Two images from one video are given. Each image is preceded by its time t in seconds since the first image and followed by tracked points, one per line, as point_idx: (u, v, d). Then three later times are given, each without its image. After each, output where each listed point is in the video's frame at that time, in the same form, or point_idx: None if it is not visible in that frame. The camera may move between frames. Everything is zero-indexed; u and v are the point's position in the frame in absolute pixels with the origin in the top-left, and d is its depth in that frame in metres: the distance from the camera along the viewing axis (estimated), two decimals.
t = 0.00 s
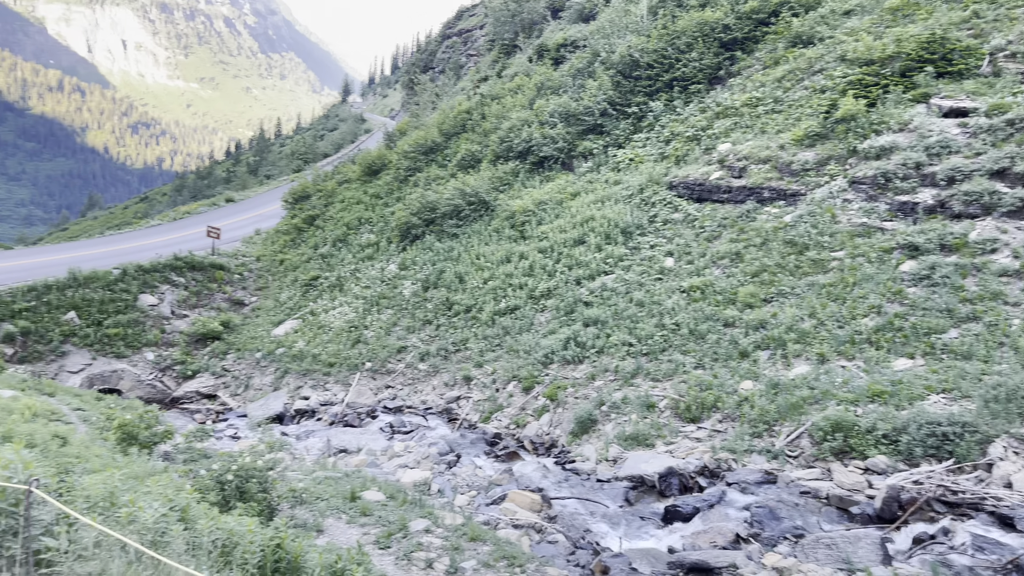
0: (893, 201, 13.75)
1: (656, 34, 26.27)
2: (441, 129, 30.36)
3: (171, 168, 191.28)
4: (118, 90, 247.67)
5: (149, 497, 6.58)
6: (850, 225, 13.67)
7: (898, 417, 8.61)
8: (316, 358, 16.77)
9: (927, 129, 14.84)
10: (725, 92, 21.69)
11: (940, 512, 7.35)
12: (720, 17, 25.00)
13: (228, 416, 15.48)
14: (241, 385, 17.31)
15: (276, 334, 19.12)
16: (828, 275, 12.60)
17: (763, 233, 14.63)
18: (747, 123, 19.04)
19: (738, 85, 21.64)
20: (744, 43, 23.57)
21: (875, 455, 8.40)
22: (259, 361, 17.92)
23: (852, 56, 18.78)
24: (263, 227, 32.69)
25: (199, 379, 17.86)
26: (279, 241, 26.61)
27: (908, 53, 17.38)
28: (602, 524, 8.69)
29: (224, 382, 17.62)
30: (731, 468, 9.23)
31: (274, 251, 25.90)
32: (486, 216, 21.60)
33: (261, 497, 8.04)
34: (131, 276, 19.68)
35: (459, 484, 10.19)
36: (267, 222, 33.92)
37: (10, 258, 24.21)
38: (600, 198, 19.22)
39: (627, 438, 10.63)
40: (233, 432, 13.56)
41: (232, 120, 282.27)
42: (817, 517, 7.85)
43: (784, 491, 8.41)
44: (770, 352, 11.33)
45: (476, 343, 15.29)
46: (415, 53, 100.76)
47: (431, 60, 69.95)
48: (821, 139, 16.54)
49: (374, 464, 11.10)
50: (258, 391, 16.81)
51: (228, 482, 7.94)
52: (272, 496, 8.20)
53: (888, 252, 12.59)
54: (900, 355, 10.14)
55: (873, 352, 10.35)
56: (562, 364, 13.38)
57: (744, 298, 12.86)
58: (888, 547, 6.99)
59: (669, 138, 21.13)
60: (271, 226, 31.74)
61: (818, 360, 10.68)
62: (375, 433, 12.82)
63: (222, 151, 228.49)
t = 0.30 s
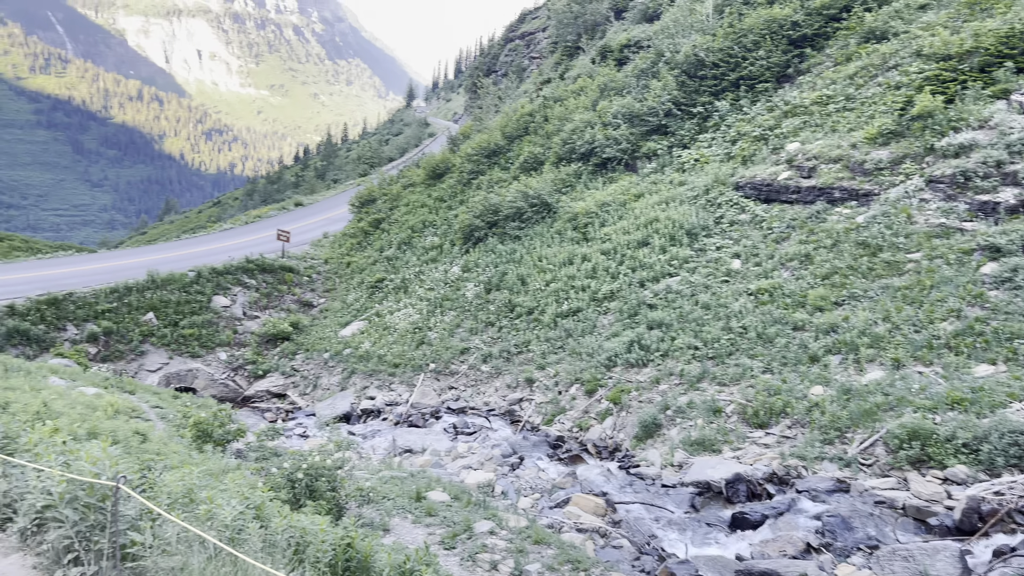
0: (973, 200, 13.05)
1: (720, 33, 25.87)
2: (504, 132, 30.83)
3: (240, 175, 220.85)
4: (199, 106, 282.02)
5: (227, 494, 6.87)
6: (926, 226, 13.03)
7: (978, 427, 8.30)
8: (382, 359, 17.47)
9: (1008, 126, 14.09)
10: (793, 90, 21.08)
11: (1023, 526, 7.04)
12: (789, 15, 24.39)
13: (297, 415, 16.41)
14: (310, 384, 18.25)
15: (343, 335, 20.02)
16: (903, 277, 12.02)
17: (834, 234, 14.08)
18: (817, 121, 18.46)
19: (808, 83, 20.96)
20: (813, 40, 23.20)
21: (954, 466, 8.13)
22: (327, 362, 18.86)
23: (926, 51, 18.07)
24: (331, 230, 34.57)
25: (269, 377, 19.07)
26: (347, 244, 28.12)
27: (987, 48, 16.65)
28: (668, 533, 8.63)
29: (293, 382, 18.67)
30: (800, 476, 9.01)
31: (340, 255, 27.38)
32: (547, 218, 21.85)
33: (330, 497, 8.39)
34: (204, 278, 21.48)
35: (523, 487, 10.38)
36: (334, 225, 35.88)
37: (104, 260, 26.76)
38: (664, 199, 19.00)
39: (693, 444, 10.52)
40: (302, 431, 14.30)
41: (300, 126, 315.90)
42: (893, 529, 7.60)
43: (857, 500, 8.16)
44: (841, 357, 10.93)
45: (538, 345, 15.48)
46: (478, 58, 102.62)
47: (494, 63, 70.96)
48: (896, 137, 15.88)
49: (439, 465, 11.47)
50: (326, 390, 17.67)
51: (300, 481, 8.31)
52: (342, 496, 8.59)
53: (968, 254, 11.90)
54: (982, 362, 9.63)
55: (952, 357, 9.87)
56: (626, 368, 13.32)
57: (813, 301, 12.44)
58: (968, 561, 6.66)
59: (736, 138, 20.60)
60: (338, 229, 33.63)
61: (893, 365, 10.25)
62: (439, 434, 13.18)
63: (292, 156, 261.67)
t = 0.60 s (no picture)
0: None
1: (780, 43, 25.50)
2: (560, 145, 31.17)
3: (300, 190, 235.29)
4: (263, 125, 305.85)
5: (290, 508, 7.23)
6: (999, 236, 12.37)
7: None
8: (439, 372, 17.92)
9: None
10: (857, 99, 20.53)
11: None
12: (852, 22, 23.89)
13: (356, 427, 17.01)
14: (369, 397, 18.95)
15: (401, 348, 20.71)
16: (976, 290, 11.46)
17: (901, 245, 13.52)
18: (882, 131, 17.95)
19: (872, 91, 20.37)
20: (877, 48, 22.61)
21: None
22: (386, 375, 19.50)
23: (997, 57, 17.45)
24: (389, 244, 36.02)
25: (330, 390, 19.98)
26: (406, 258, 29.28)
27: None
28: (729, 552, 8.48)
29: (353, 395, 19.40)
30: (869, 495, 8.73)
31: (398, 269, 28.54)
32: (604, 231, 21.92)
33: (390, 510, 8.53)
34: (268, 290, 23.62)
35: (581, 503, 10.45)
36: (392, 240, 37.26)
37: (172, 276, 28.77)
38: (724, 211, 18.70)
39: (755, 461, 10.31)
40: (362, 444, 14.86)
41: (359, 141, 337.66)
42: (966, 551, 7.37)
43: (927, 521, 7.91)
44: (911, 372, 10.44)
45: (595, 359, 15.51)
46: (534, 73, 104.10)
47: (549, 77, 71.79)
48: (966, 145, 15.27)
49: (496, 479, 11.67)
50: (385, 403, 18.26)
51: (360, 493, 8.50)
52: (404, 509, 8.87)
53: None
54: None
55: None
56: (685, 383, 13.11)
57: (881, 315, 11.92)
58: None
59: (796, 148, 20.14)
60: (396, 243, 34.97)
61: (965, 381, 9.78)
62: (495, 448, 13.44)
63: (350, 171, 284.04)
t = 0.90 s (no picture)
0: None
1: (829, 60, 25.20)
2: (606, 166, 31.45)
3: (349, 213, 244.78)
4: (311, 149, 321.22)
5: (343, 532, 7.38)
6: None
7: None
8: (487, 394, 18.14)
9: None
10: (910, 115, 20.02)
11: None
12: (904, 37, 23.41)
13: (404, 448, 17.45)
14: (417, 419, 19.33)
15: (448, 369, 21.14)
16: None
17: (959, 264, 13.05)
18: (936, 147, 17.47)
19: (926, 107, 19.83)
20: (931, 62, 22.02)
21: None
22: (433, 397, 19.88)
23: None
24: (436, 266, 37.00)
25: (378, 412, 20.47)
26: (452, 280, 30.07)
27: None
28: None
29: (401, 416, 19.82)
30: (931, 523, 8.42)
31: (445, 290, 29.28)
32: (652, 251, 21.83)
33: (440, 534, 8.71)
34: (318, 313, 24.74)
35: (631, 528, 10.40)
36: (439, 262, 38.29)
37: (223, 299, 30.37)
38: (773, 231, 18.40)
39: (810, 486, 10.05)
40: (412, 465, 15.23)
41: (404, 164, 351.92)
42: None
43: (995, 551, 7.56)
44: (973, 397, 10.00)
45: (644, 381, 15.41)
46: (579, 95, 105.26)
47: (594, 98, 72.52)
48: None
49: (544, 503, 11.77)
50: (432, 425, 18.63)
51: (409, 518, 8.74)
52: (456, 532, 9.07)
53: None
54: None
55: None
56: (736, 405, 12.87)
57: (940, 336, 11.50)
58: None
59: (848, 167, 19.74)
60: (443, 265, 35.89)
61: None
62: (544, 470, 13.54)
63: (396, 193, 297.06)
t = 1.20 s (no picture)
0: None
1: (865, 83, 25.06)
2: (639, 192, 31.58)
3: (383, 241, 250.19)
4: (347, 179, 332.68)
5: (380, 562, 7.58)
6: None
7: None
8: (522, 422, 18.20)
9: None
10: (949, 136, 19.70)
11: None
12: (941, 59, 23.16)
13: (439, 476, 17.61)
14: (452, 447, 19.52)
15: (483, 397, 21.30)
16: None
17: (1005, 288, 12.73)
18: (978, 168, 17.12)
19: (966, 129, 19.51)
20: (970, 83, 21.75)
21: None
22: (468, 425, 20.04)
23: None
24: (469, 293, 37.67)
25: (413, 439, 20.71)
26: (486, 306, 30.49)
27: None
28: None
29: (436, 444, 20.02)
30: (979, 554, 8.10)
31: (479, 317, 29.73)
32: (687, 277, 21.78)
33: (475, 564, 8.91)
34: (353, 340, 25.43)
35: (670, 558, 10.28)
36: (473, 288, 38.83)
37: (260, 328, 31.53)
38: (811, 255, 18.18)
39: (854, 517, 9.79)
40: (448, 493, 15.36)
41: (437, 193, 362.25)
42: None
43: None
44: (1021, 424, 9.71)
45: (680, 409, 15.26)
46: (611, 120, 106.04)
47: (627, 124, 73.12)
48: None
49: (582, 532, 11.72)
50: (467, 452, 18.77)
51: (446, 547, 8.98)
52: (489, 560, 9.16)
53: None
54: None
55: None
56: (776, 433, 12.67)
57: (985, 361, 11.21)
58: None
59: (886, 189, 19.44)
60: (477, 292, 36.32)
61: None
62: (580, 500, 13.49)
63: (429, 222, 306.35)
